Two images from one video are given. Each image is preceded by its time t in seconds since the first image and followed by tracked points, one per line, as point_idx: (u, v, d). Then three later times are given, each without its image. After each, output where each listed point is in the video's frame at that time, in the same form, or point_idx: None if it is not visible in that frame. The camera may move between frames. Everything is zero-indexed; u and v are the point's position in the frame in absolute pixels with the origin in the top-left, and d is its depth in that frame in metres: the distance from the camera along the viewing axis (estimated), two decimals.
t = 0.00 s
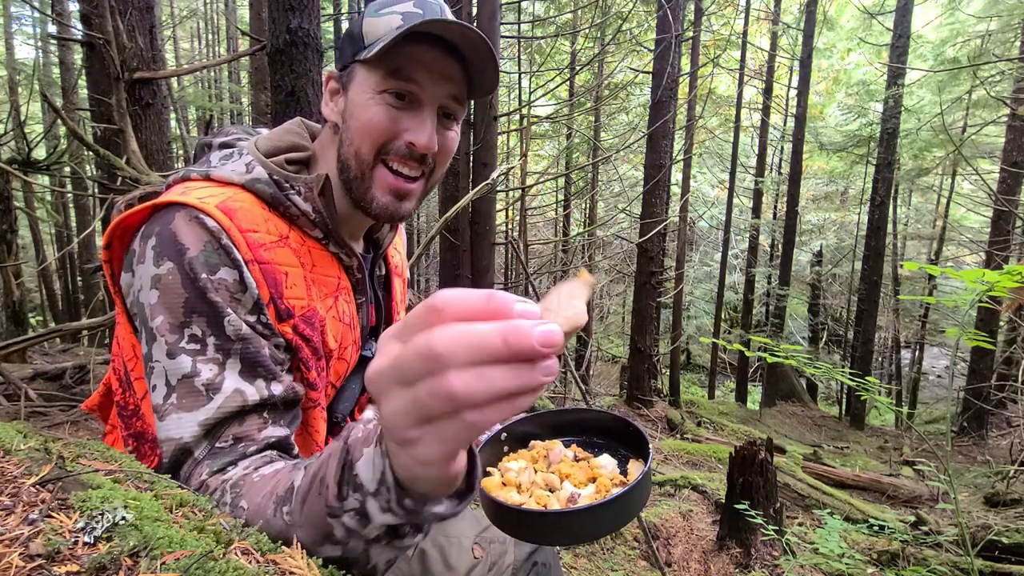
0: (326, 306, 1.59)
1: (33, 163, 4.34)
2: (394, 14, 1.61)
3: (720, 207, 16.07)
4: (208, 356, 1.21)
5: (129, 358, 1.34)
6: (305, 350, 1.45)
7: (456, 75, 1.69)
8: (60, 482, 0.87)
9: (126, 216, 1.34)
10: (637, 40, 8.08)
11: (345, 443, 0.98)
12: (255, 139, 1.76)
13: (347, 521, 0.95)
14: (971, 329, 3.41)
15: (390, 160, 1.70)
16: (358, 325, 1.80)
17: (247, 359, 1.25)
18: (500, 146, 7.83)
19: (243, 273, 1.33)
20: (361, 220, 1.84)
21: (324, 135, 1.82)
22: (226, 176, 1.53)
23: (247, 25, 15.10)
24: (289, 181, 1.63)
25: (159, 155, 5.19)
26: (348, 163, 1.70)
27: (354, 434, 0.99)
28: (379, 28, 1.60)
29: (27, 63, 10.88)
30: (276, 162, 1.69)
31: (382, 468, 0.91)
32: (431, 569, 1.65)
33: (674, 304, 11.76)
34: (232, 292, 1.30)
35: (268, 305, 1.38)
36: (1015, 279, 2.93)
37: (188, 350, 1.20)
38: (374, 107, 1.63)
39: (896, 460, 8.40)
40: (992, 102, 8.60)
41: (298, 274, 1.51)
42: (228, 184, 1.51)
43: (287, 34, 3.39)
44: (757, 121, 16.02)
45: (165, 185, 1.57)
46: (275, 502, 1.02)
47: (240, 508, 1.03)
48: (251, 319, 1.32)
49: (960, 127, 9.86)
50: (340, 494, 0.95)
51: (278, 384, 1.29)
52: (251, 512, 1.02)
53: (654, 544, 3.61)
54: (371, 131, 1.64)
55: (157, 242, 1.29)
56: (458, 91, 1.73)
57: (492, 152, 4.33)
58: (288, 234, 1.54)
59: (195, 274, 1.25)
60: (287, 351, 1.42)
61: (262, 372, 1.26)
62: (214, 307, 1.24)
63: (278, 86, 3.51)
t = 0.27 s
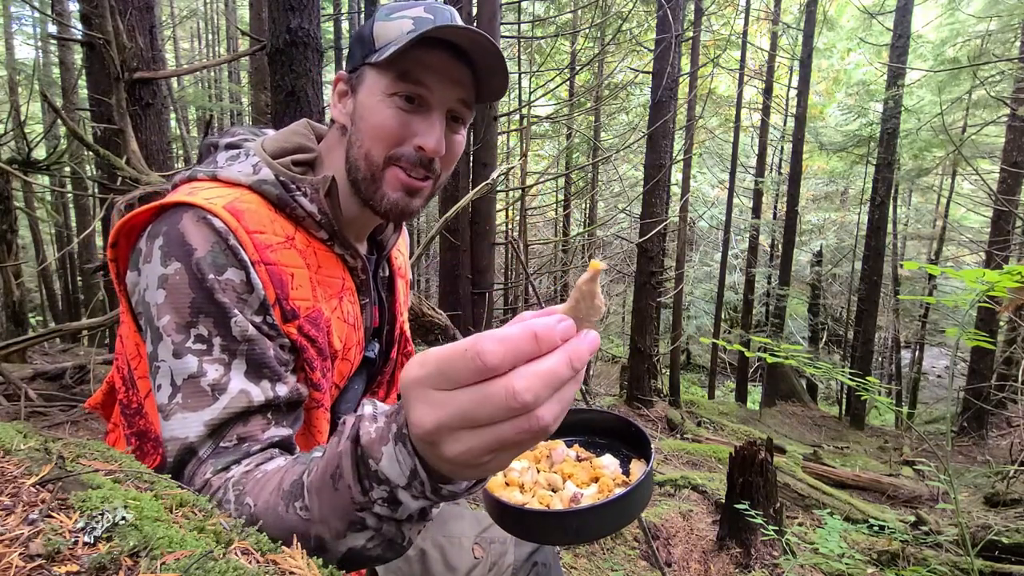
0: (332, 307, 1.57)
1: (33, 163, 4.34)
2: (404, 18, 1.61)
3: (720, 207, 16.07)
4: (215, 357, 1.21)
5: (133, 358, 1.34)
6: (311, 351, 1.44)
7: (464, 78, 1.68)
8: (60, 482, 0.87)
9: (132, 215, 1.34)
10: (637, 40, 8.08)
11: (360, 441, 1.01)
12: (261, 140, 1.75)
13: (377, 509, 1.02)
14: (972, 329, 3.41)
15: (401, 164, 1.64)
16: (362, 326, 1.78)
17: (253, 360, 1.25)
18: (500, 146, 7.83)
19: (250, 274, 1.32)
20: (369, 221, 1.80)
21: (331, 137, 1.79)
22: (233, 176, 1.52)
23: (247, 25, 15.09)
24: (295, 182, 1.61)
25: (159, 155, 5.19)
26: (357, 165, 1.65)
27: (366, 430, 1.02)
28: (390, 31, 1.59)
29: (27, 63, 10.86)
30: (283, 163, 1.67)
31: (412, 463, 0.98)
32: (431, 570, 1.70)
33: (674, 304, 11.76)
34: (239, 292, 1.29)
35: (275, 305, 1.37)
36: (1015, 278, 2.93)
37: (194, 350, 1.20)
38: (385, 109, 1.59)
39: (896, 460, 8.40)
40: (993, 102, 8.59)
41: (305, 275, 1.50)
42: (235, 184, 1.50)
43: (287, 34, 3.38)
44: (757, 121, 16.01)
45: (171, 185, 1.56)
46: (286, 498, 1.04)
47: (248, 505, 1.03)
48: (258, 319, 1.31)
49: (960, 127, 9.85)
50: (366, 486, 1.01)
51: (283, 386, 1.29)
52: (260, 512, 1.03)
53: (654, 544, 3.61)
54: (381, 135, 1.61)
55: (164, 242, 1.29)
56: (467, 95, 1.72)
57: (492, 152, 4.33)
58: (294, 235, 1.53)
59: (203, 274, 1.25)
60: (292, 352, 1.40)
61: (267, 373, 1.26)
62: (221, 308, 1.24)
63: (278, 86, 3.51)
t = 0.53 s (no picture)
0: (332, 308, 1.57)
1: (33, 163, 4.34)
2: (412, 25, 1.60)
3: (720, 207, 16.08)
4: (213, 358, 1.20)
5: (134, 357, 1.34)
6: (310, 353, 1.44)
7: (469, 86, 1.67)
8: (60, 482, 0.87)
9: (134, 214, 1.34)
10: (637, 40, 8.08)
11: (359, 445, 1.01)
12: (265, 140, 1.75)
13: (378, 511, 1.01)
14: (971, 329, 3.41)
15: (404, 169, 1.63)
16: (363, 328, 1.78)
17: (252, 361, 1.25)
18: (500, 146, 7.83)
19: (251, 275, 1.32)
20: (371, 222, 1.78)
21: (335, 138, 1.78)
22: (236, 176, 1.52)
23: (247, 25, 15.09)
24: (299, 183, 1.60)
25: (159, 155, 5.19)
26: (361, 168, 1.64)
27: (366, 434, 1.02)
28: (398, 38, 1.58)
29: (27, 63, 10.87)
30: (286, 164, 1.66)
31: (414, 467, 0.97)
32: (431, 570, 1.70)
33: (675, 304, 11.76)
34: (240, 293, 1.29)
35: (275, 306, 1.37)
36: (1015, 278, 2.93)
37: (193, 350, 1.20)
38: (390, 115, 1.58)
39: (896, 460, 8.40)
40: (993, 102, 8.58)
41: (305, 277, 1.50)
42: (238, 185, 1.50)
43: (287, 34, 3.37)
44: (757, 121, 16.02)
45: (173, 184, 1.56)
46: (283, 500, 1.04)
47: (244, 507, 1.02)
48: (258, 321, 1.31)
49: (960, 127, 9.85)
50: (366, 489, 1.00)
51: (281, 388, 1.29)
52: (257, 513, 1.02)
53: (654, 544, 3.60)
54: (386, 140, 1.59)
55: (166, 242, 1.29)
56: (472, 102, 1.70)
57: (492, 152, 4.33)
58: (296, 236, 1.53)
59: (204, 275, 1.25)
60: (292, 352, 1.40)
61: (265, 375, 1.26)
62: (221, 309, 1.24)
63: (278, 86, 3.51)
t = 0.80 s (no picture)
0: (332, 312, 1.56)
1: (33, 163, 4.34)
2: (419, 29, 1.56)
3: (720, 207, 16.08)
4: (205, 365, 1.21)
5: (133, 357, 1.35)
6: (310, 357, 1.44)
7: (477, 92, 1.63)
8: (60, 482, 0.87)
9: (138, 214, 1.34)
10: (637, 40, 8.08)
11: (348, 455, 1.11)
12: (269, 143, 1.74)
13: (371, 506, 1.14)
14: (972, 329, 3.41)
15: (412, 175, 1.59)
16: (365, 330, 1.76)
17: (244, 370, 1.25)
18: (500, 146, 7.83)
19: (252, 281, 1.31)
20: (376, 226, 1.76)
21: (339, 141, 1.74)
22: (240, 179, 1.51)
23: (247, 25, 15.09)
24: (302, 186, 1.58)
25: (159, 155, 5.19)
26: (367, 172, 1.60)
27: (354, 446, 1.11)
28: (406, 41, 1.54)
29: (27, 63, 10.87)
30: (290, 167, 1.64)
31: (413, 470, 1.09)
32: (431, 570, 1.69)
33: (675, 304, 11.76)
34: (239, 299, 1.28)
35: (273, 312, 1.36)
36: (1015, 278, 2.93)
37: (186, 356, 1.20)
38: (397, 119, 1.54)
39: (896, 460, 8.41)
40: (993, 102, 8.58)
41: (306, 282, 1.49)
42: (242, 187, 1.49)
43: (287, 34, 3.38)
44: (757, 121, 16.02)
45: (178, 185, 1.56)
46: (271, 505, 1.11)
47: (231, 510, 1.07)
48: (257, 327, 1.31)
49: (960, 127, 9.85)
50: (359, 491, 1.12)
51: (270, 399, 1.29)
52: (247, 514, 1.09)
53: (654, 544, 3.61)
54: (393, 145, 1.55)
55: (168, 244, 1.28)
56: (479, 108, 1.67)
57: (492, 152, 4.33)
58: (298, 240, 1.51)
59: (204, 280, 1.25)
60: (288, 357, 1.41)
61: (256, 385, 1.27)
62: (219, 315, 1.24)
63: (278, 86, 3.51)
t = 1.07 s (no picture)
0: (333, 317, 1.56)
1: (33, 163, 4.35)
2: (422, 30, 1.56)
3: (721, 207, 16.09)
4: (199, 371, 1.21)
5: (128, 359, 1.36)
6: (307, 364, 1.43)
7: (481, 90, 1.63)
8: (60, 482, 0.87)
9: (138, 216, 1.34)
10: (637, 40, 8.08)
11: (346, 433, 1.12)
12: (271, 145, 1.74)
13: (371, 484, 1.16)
14: (971, 329, 3.41)
15: (416, 174, 1.58)
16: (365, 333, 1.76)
17: (238, 378, 1.26)
18: (500, 146, 7.83)
19: (249, 288, 1.31)
20: (377, 228, 1.75)
21: (341, 144, 1.73)
22: (240, 182, 1.50)
23: (247, 25, 15.10)
24: (303, 190, 1.58)
25: (159, 155, 5.20)
26: (370, 174, 1.59)
27: (352, 426, 1.13)
28: (409, 42, 1.53)
29: (27, 63, 10.88)
30: (291, 170, 1.63)
31: (409, 442, 1.10)
32: (431, 570, 1.69)
33: (675, 304, 11.77)
34: (235, 305, 1.29)
35: (270, 318, 1.37)
36: (1015, 278, 2.94)
37: (179, 362, 1.21)
38: (401, 119, 1.53)
39: (896, 460, 8.41)
40: (993, 102, 8.57)
41: (306, 287, 1.48)
42: (242, 191, 1.49)
43: (287, 34, 3.38)
44: (757, 121, 16.03)
45: (179, 188, 1.56)
46: (268, 491, 1.14)
47: (227, 504, 1.11)
48: (252, 334, 1.32)
49: (960, 127, 9.86)
50: (357, 469, 1.13)
51: (262, 407, 1.30)
52: (241, 508, 1.12)
53: (654, 544, 3.60)
54: (397, 145, 1.54)
55: (166, 248, 1.28)
56: (483, 106, 1.66)
57: (492, 152, 4.33)
58: (298, 245, 1.51)
59: (201, 287, 1.25)
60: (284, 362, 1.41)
61: (250, 394, 1.27)
62: (214, 323, 1.24)
63: (278, 86, 3.51)
